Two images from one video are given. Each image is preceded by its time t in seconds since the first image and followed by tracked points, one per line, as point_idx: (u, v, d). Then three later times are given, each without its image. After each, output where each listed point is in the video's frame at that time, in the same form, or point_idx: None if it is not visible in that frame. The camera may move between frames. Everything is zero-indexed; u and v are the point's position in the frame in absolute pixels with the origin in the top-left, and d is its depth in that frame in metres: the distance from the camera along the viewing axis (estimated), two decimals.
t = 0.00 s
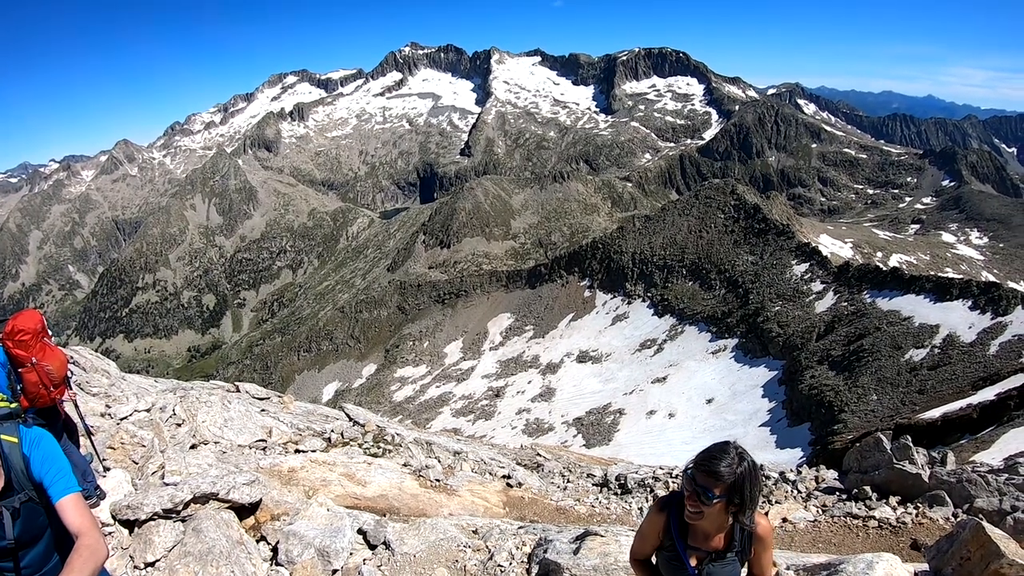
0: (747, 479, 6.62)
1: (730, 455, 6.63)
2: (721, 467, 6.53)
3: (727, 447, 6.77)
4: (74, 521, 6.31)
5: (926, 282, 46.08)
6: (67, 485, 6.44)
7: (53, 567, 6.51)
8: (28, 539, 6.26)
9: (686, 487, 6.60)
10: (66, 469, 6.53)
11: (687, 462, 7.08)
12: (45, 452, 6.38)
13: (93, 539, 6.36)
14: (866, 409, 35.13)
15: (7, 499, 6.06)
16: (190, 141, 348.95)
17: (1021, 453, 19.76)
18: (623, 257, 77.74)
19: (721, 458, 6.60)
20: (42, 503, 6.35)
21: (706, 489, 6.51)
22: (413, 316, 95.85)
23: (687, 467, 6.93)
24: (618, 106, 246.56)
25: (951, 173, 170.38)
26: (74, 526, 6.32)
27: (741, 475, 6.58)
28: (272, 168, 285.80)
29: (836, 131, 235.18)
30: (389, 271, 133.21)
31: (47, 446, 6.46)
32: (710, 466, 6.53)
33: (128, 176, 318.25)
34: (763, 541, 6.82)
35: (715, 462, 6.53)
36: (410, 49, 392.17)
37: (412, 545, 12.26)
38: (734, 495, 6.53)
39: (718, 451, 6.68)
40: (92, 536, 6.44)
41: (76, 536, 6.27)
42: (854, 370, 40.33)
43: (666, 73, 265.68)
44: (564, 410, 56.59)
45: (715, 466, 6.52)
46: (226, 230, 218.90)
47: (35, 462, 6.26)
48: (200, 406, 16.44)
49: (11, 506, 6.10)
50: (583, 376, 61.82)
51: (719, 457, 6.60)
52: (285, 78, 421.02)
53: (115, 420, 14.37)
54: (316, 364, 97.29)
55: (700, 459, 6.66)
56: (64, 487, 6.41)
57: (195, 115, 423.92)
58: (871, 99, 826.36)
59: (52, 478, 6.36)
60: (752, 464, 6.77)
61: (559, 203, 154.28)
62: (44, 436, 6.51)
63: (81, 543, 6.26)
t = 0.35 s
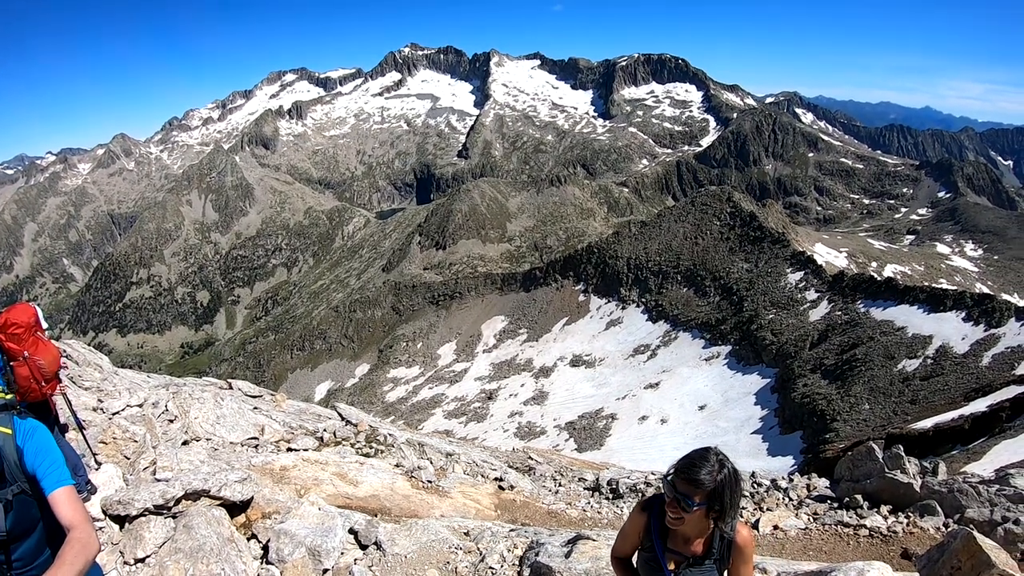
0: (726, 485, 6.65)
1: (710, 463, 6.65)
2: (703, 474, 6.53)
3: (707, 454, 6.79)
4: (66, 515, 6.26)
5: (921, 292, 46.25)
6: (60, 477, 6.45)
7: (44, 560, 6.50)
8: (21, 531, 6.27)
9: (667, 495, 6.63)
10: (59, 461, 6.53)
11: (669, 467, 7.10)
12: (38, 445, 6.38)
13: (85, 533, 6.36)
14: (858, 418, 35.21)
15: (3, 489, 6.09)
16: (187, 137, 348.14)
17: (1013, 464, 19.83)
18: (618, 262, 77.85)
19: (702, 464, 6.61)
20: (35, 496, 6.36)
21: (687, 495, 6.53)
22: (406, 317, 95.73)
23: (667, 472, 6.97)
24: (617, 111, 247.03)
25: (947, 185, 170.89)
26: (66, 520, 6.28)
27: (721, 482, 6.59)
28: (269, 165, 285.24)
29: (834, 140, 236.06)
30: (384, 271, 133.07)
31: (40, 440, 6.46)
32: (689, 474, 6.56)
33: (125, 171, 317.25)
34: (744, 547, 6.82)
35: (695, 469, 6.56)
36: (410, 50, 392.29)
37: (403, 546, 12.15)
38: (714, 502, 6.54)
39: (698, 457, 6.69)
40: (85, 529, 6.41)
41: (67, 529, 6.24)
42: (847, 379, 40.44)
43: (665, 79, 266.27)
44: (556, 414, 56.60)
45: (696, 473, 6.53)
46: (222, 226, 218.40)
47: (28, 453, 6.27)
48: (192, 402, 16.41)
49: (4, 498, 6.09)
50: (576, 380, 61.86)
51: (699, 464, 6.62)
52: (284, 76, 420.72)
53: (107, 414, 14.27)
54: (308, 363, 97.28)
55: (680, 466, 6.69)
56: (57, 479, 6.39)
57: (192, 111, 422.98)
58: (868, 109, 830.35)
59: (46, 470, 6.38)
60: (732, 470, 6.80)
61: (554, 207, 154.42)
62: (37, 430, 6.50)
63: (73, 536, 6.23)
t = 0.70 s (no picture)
0: (708, 491, 6.64)
1: (691, 470, 6.65)
2: (684, 483, 6.52)
3: (688, 459, 6.80)
4: (68, 504, 6.25)
5: (921, 302, 46.24)
6: (63, 466, 6.44)
7: (44, 551, 6.53)
8: (22, 519, 6.29)
9: (650, 500, 6.67)
10: (63, 451, 6.54)
11: (654, 471, 7.12)
12: (43, 433, 6.40)
13: (87, 522, 6.33)
14: (856, 427, 35.18)
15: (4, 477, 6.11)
16: (192, 131, 348.96)
17: (1010, 476, 19.79)
18: (620, 266, 77.87)
19: (682, 473, 6.62)
20: (35, 486, 6.37)
21: (670, 502, 6.53)
22: (407, 316, 95.86)
23: (651, 478, 6.99)
24: (621, 115, 247.36)
25: (950, 196, 170.73)
26: (69, 509, 6.24)
27: (704, 488, 6.60)
28: (273, 161, 285.77)
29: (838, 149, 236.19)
30: (385, 270, 133.29)
31: (45, 429, 6.48)
32: (670, 482, 6.55)
33: (128, 163, 317.73)
34: (725, 553, 6.78)
35: (677, 476, 6.55)
36: (416, 49, 392.97)
37: (401, 544, 12.11)
38: (695, 507, 6.56)
39: (679, 465, 6.67)
40: (86, 520, 6.39)
41: (69, 519, 6.21)
42: (846, 388, 40.38)
43: (671, 84, 266.48)
44: (555, 416, 56.56)
45: (678, 481, 6.52)
46: (225, 221, 218.70)
47: (33, 441, 6.29)
48: (191, 396, 16.38)
49: (7, 486, 6.15)
50: (575, 383, 61.79)
51: (680, 472, 6.62)
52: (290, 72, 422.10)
53: (106, 406, 14.23)
54: (308, 360, 97.34)
55: (661, 472, 6.71)
56: (60, 469, 6.39)
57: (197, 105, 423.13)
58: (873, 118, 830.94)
59: (49, 458, 6.39)
60: (715, 476, 6.81)
61: (557, 210, 154.69)
62: (42, 418, 6.51)
63: (75, 525, 6.20)
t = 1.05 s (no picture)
0: (704, 493, 6.67)
1: (686, 474, 6.64)
2: (678, 487, 6.54)
3: (682, 462, 6.78)
4: (76, 494, 6.28)
5: (930, 312, 45.96)
6: (71, 458, 6.46)
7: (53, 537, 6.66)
8: (28, 509, 6.40)
9: (645, 502, 6.69)
10: (71, 444, 6.56)
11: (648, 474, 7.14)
12: (50, 425, 6.45)
13: (92, 514, 6.33)
14: (862, 435, 35.00)
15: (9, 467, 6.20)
16: (204, 126, 350.61)
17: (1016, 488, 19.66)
18: (629, 269, 77.76)
19: (678, 476, 6.61)
20: (41, 477, 6.42)
21: (665, 507, 6.55)
22: (415, 315, 96.10)
23: (643, 482, 7.01)
24: (633, 117, 247.07)
25: (961, 205, 169.57)
26: (75, 501, 6.30)
27: (698, 491, 6.62)
28: (284, 157, 287.03)
29: (849, 156, 235.17)
30: (394, 268, 133.63)
31: (54, 420, 6.53)
32: (665, 487, 6.56)
33: (140, 157, 319.60)
34: (719, 560, 6.66)
35: (672, 481, 6.54)
36: (429, 48, 393.73)
37: (406, 543, 12.08)
38: (690, 511, 6.59)
39: (673, 467, 6.70)
40: (93, 511, 6.41)
41: (75, 509, 6.22)
42: (853, 396, 40.17)
43: (682, 88, 265.95)
44: (560, 418, 56.50)
45: (672, 486, 6.55)
46: (235, 216, 219.63)
47: (40, 433, 6.34)
48: (199, 389, 16.41)
49: (14, 476, 6.22)
50: (581, 386, 61.70)
51: (675, 476, 6.61)
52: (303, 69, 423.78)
53: (114, 398, 14.31)
54: (315, 356, 97.58)
55: (655, 477, 6.70)
56: (68, 461, 6.42)
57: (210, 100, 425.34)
58: (886, 125, 826.33)
59: (56, 450, 6.40)
60: (709, 478, 6.82)
61: (567, 211, 154.71)
62: (51, 411, 6.55)
63: (79, 517, 6.21)
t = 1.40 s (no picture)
0: (727, 491, 6.61)
1: (711, 468, 6.63)
2: (704, 479, 6.51)
3: (708, 458, 6.74)
4: (93, 485, 6.32)
5: (949, 319, 45.38)
6: (88, 450, 6.53)
7: (69, 526, 6.80)
8: (42, 499, 6.53)
9: (669, 498, 6.67)
10: (88, 435, 6.63)
11: (671, 469, 7.10)
12: (69, 415, 6.49)
13: (109, 506, 6.32)
14: (879, 442, 34.64)
15: (24, 456, 6.27)
16: (224, 122, 353.98)
17: None
18: (647, 271, 77.46)
19: (703, 470, 6.59)
20: (58, 467, 6.54)
21: (688, 497, 6.54)
22: (432, 313, 96.45)
23: (668, 478, 6.96)
24: (652, 119, 246.21)
25: (982, 211, 167.31)
26: (93, 492, 6.29)
27: (722, 486, 6.59)
28: (304, 154, 289.19)
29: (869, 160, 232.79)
30: (412, 266, 134.18)
31: (72, 410, 6.60)
32: (689, 477, 6.56)
33: (161, 152, 323.33)
34: (738, 561, 6.52)
35: (697, 473, 6.53)
36: (448, 47, 394.52)
37: (420, 540, 12.05)
38: (713, 508, 6.56)
39: (698, 462, 6.66)
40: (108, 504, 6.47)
41: (92, 501, 6.23)
42: (870, 403, 39.79)
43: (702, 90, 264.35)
44: (575, 419, 56.42)
45: (696, 477, 6.54)
46: (255, 212, 221.42)
47: (58, 423, 6.39)
48: (216, 383, 16.51)
49: (32, 465, 6.34)
50: (597, 387, 61.54)
51: (700, 469, 6.61)
52: (323, 67, 426.64)
53: (132, 390, 14.45)
54: (331, 353, 98.14)
55: (679, 469, 6.69)
56: (86, 452, 6.48)
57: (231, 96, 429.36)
58: (907, 130, 816.23)
59: (73, 442, 6.47)
60: (733, 476, 6.74)
61: (586, 212, 154.45)
62: (70, 402, 6.64)
63: (96, 508, 6.18)
